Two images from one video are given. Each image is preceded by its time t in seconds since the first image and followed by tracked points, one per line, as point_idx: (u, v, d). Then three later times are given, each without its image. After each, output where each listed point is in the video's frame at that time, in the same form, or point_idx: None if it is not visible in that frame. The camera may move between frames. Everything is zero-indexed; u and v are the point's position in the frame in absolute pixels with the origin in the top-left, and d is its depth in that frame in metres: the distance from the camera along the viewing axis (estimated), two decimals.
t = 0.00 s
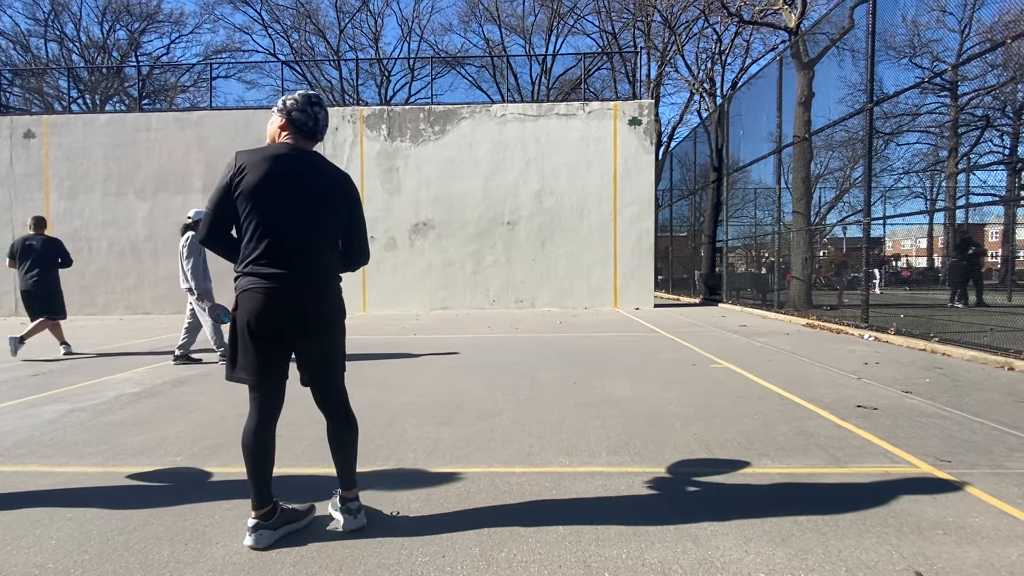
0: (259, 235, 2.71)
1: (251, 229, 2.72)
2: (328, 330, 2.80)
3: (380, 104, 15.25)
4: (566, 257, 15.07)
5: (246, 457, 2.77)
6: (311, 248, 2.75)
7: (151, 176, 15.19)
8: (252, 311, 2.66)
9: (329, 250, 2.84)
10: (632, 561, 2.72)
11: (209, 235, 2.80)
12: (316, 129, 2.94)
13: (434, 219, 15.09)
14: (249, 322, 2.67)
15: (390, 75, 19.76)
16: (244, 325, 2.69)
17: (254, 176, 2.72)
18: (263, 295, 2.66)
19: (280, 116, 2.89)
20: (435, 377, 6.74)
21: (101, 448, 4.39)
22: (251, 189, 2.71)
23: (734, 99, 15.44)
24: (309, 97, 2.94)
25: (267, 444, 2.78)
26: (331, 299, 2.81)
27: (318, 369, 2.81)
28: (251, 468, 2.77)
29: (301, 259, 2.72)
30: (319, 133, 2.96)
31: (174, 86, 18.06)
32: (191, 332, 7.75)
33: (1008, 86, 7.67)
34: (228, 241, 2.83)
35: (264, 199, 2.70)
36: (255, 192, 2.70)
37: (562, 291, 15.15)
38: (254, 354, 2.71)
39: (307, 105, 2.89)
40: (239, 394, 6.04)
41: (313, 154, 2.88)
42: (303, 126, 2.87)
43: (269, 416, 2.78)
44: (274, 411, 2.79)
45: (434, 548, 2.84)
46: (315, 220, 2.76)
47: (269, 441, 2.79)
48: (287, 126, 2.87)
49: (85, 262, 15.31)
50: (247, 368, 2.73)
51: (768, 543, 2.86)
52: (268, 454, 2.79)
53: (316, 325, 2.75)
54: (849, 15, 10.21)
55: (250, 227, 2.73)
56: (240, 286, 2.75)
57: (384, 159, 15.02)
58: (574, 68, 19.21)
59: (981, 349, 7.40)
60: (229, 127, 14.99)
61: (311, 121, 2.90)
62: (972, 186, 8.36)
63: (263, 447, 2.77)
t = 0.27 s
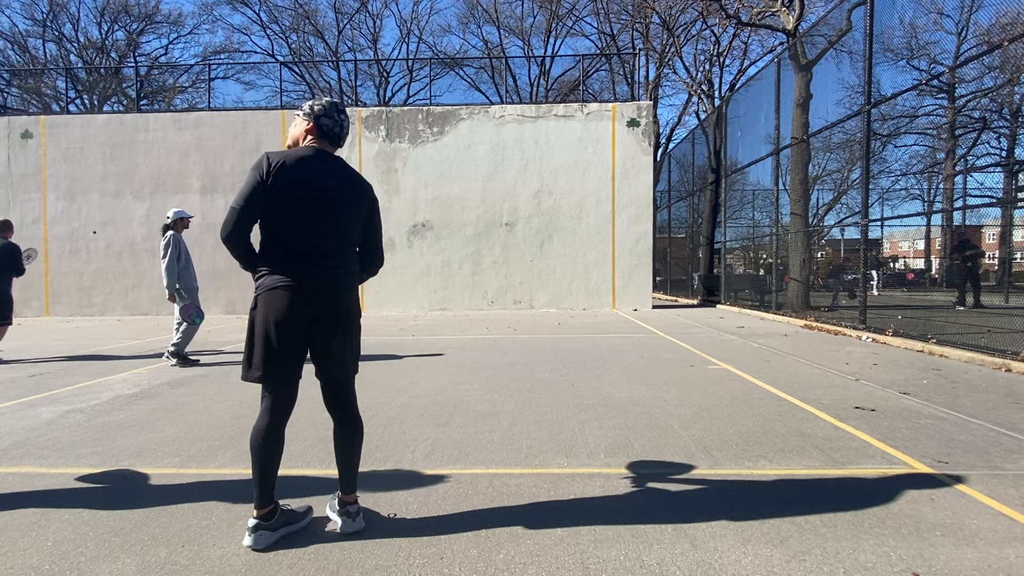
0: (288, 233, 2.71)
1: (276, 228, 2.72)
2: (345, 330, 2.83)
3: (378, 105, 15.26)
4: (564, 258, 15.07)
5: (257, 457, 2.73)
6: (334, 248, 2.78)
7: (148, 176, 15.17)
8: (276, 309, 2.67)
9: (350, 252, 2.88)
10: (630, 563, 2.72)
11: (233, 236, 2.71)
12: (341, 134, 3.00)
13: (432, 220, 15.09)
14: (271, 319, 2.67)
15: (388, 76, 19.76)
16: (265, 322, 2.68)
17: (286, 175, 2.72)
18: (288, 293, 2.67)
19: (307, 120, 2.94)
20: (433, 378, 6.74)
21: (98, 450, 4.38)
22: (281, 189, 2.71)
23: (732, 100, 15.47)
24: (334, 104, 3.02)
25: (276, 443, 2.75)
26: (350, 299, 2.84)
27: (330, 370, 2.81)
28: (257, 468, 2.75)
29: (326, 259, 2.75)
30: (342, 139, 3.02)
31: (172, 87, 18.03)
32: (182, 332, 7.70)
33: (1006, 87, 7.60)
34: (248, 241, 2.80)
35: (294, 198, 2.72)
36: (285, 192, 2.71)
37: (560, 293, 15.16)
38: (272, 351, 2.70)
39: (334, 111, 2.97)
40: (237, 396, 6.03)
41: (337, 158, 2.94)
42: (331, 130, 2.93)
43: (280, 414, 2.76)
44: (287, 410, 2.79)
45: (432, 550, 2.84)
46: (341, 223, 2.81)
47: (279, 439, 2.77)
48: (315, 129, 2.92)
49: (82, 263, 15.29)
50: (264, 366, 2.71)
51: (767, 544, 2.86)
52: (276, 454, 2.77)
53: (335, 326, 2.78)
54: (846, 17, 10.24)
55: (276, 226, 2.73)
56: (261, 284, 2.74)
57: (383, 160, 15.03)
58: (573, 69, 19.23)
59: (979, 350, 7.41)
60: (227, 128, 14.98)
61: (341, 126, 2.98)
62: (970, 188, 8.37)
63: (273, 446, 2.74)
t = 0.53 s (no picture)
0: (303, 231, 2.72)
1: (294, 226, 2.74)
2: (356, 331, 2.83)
3: (378, 106, 15.27)
4: (563, 258, 15.07)
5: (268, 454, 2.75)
6: (349, 249, 2.79)
7: (147, 177, 15.15)
8: (291, 307, 2.67)
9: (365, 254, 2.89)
10: (628, 564, 2.72)
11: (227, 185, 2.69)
12: (359, 138, 3.01)
13: (431, 220, 15.09)
14: (286, 317, 2.67)
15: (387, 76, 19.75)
16: (279, 319, 2.67)
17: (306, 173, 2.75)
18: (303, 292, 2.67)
19: (326, 125, 2.94)
20: (431, 380, 6.73)
21: (96, 451, 4.38)
22: (302, 187, 2.74)
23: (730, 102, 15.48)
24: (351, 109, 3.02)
25: (286, 442, 2.77)
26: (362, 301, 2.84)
27: (339, 370, 2.82)
28: (269, 466, 2.75)
29: (341, 259, 2.75)
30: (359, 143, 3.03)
31: (171, 87, 18.02)
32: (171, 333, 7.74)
33: (1003, 90, 7.60)
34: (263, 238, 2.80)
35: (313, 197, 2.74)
36: (305, 190, 2.74)
37: (558, 294, 15.16)
38: (283, 350, 2.69)
39: (352, 116, 2.98)
40: (235, 397, 6.03)
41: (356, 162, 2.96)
42: (350, 135, 2.94)
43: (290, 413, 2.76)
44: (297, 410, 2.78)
45: (430, 552, 2.83)
46: (357, 225, 2.82)
47: (287, 436, 2.76)
48: (334, 134, 2.93)
49: (80, 263, 15.27)
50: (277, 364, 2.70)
51: (765, 545, 2.86)
52: (286, 453, 2.78)
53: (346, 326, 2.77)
54: (845, 18, 10.26)
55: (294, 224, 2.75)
56: (277, 282, 2.75)
57: (382, 161, 15.03)
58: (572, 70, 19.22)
59: (977, 351, 7.42)
60: (226, 129, 14.97)
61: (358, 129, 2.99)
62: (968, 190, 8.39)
63: (284, 445, 2.76)
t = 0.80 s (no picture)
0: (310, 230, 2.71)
1: (300, 223, 2.73)
2: (358, 332, 2.83)
3: (377, 107, 15.28)
4: (562, 259, 15.07)
5: (272, 452, 2.75)
6: (355, 249, 2.78)
7: (146, 177, 15.15)
8: (296, 306, 2.65)
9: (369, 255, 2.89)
10: (628, 565, 2.72)
11: (239, 117, 2.66)
12: (370, 140, 2.98)
13: (431, 221, 15.09)
14: (290, 316, 2.65)
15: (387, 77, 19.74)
16: (282, 318, 2.66)
17: (317, 167, 2.73)
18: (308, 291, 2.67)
19: (335, 128, 2.90)
20: (431, 380, 6.73)
21: (95, 451, 4.37)
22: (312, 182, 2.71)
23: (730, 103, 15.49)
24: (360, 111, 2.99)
25: (291, 441, 2.77)
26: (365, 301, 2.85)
27: (341, 370, 2.83)
28: (274, 464, 2.77)
29: (346, 259, 2.76)
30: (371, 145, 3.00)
31: (170, 88, 18.03)
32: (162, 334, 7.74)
33: (1002, 91, 7.55)
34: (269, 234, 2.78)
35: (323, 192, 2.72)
36: (313, 185, 2.71)
37: (558, 294, 15.16)
38: (287, 348, 2.68)
39: (362, 117, 2.95)
40: (235, 397, 6.03)
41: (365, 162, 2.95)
42: (362, 137, 2.91)
43: (292, 411, 2.76)
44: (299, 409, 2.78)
45: (430, 553, 2.84)
46: (364, 225, 2.82)
47: (291, 435, 2.77)
48: (344, 136, 2.90)
49: (79, 264, 15.26)
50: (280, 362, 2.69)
51: (764, 546, 2.86)
52: (290, 451, 2.79)
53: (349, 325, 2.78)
54: (844, 19, 10.27)
55: (301, 221, 2.73)
56: (280, 279, 2.73)
57: (382, 162, 15.04)
58: (572, 71, 19.21)
59: (977, 352, 7.43)
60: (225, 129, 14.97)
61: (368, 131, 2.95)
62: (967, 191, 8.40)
63: (288, 444, 2.76)
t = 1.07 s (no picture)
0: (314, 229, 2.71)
1: (304, 223, 2.73)
2: (358, 333, 2.83)
3: (378, 107, 15.29)
4: (563, 259, 15.07)
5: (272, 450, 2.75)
6: (358, 250, 2.79)
7: (146, 178, 15.15)
8: (297, 306, 2.65)
9: (372, 255, 2.89)
10: (627, 565, 2.72)
11: (249, 112, 2.70)
12: (374, 138, 2.97)
13: (431, 221, 15.10)
14: (290, 316, 2.65)
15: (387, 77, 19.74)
16: (283, 318, 2.66)
17: (324, 167, 2.73)
18: (310, 291, 2.66)
19: (338, 129, 2.90)
20: (431, 380, 6.73)
21: (96, 451, 4.38)
22: (318, 183, 2.71)
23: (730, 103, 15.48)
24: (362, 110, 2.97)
25: (291, 440, 2.77)
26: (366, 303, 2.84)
27: (342, 370, 2.83)
28: (274, 462, 2.76)
29: (349, 259, 2.76)
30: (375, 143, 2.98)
31: (170, 88, 18.03)
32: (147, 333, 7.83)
33: (1002, 91, 7.51)
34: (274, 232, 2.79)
35: (328, 192, 2.72)
36: (319, 185, 2.71)
37: (558, 295, 15.17)
38: (289, 347, 2.68)
39: (364, 116, 2.93)
40: (235, 397, 6.03)
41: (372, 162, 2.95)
42: (364, 136, 2.90)
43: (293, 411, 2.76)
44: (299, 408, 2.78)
45: (430, 553, 2.84)
46: (368, 226, 2.82)
47: (291, 434, 2.76)
48: (348, 136, 2.89)
49: (79, 264, 15.27)
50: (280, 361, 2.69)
51: (764, 547, 2.86)
52: (290, 450, 2.79)
53: (350, 326, 2.78)
54: (844, 20, 10.27)
55: (304, 222, 2.73)
56: (283, 279, 2.74)
57: (382, 162, 15.05)
58: (572, 71, 19.20)
59: (976, 353, 7.43)
60: (226, 130, 14.97)
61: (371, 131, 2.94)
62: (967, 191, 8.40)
63: (289, 443, 2.77)
